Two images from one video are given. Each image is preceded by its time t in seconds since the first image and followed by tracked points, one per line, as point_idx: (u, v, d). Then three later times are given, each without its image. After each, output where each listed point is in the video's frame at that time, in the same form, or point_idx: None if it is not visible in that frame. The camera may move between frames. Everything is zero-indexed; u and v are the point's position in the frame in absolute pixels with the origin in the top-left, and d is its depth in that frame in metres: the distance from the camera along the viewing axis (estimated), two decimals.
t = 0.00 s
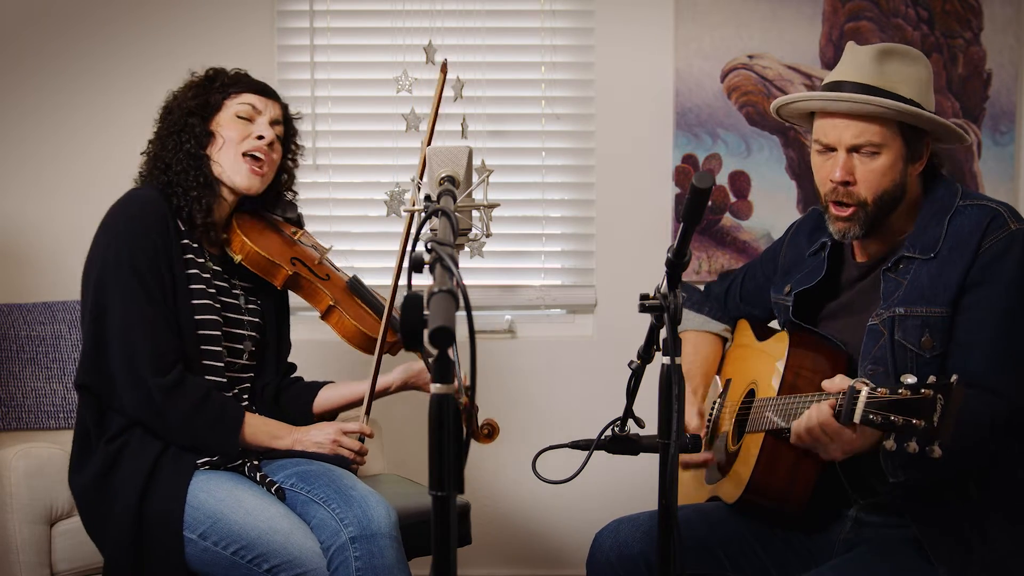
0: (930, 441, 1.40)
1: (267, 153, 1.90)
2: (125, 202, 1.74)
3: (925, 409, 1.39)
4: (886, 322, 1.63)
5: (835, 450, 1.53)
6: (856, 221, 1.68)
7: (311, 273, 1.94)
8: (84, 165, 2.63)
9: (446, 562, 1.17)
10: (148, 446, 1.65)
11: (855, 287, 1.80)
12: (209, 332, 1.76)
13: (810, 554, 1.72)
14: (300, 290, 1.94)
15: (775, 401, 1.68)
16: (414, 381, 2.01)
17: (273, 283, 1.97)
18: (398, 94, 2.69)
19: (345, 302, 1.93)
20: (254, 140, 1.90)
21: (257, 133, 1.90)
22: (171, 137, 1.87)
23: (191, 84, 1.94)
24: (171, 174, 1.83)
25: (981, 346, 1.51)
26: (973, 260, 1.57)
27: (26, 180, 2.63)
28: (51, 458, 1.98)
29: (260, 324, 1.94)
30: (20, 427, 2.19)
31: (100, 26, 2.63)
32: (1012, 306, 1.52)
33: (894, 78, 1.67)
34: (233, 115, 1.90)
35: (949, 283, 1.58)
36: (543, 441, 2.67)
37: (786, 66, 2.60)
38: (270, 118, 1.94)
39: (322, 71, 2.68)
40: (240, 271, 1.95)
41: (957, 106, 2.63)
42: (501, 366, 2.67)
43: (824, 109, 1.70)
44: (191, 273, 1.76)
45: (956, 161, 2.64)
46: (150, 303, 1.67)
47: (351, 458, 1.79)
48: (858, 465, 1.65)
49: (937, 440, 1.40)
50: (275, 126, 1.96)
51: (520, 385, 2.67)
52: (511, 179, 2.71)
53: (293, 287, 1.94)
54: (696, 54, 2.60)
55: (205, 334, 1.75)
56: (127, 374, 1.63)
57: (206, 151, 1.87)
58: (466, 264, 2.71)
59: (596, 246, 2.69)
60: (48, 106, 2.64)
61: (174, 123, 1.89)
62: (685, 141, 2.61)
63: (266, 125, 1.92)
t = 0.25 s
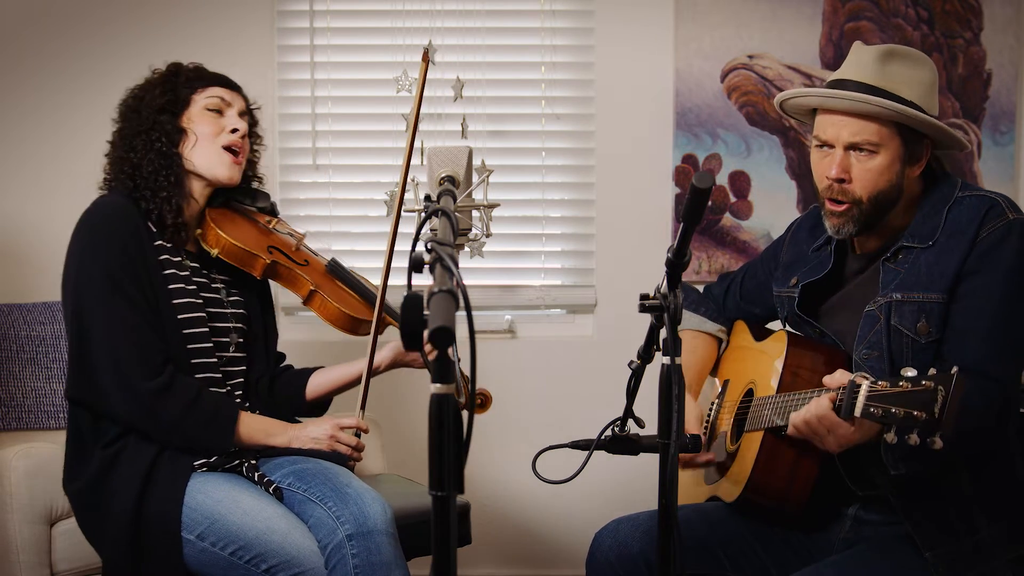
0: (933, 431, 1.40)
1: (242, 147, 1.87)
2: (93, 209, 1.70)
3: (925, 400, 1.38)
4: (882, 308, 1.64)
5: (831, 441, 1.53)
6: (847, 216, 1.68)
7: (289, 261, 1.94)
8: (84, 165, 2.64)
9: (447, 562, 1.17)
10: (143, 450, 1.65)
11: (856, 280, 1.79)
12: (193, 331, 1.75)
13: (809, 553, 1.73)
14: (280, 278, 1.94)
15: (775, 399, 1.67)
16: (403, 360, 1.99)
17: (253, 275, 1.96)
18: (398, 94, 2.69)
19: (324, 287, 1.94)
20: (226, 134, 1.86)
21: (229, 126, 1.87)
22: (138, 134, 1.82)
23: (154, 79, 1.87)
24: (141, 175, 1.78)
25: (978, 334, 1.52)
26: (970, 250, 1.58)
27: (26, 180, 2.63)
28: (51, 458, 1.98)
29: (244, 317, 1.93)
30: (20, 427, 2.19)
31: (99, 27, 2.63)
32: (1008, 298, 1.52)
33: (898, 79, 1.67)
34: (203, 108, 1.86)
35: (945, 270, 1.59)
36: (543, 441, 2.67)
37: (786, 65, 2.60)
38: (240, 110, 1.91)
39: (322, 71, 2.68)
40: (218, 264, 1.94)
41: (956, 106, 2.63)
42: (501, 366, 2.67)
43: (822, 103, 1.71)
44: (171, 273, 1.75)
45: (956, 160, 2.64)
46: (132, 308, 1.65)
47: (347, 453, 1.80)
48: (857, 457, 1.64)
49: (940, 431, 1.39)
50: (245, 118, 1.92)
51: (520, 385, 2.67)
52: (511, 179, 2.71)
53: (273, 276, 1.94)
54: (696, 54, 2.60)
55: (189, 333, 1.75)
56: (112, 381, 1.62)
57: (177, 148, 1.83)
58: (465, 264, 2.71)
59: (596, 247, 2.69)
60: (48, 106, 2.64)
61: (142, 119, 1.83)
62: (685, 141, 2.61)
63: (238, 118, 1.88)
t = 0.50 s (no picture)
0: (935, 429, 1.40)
1: (225, 146, 1.87)
2: (69, 222, 1.69)
3: (929, 397, 1.39)
4: (880, 313, 1.64)
5: (832, 440, 1.52)
6: (841, 207, 1.67)
7: (272, 256, 1.94)
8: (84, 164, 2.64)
9: (447, 562, 1.17)
10: (139, 455, 1.65)
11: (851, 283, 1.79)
12: (180, 333, 1.75)
13: (810, 554, 1.72)
14: (263, 274, 1.94)
15: (775, 400, 1.67)
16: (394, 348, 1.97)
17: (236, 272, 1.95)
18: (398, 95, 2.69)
19: (310, 280, 1.95)
20: (208, 134, 1.85)
21: (210, 127, 1.86)
22: (117, 140, 1.81)
23: (128, 80, 1.86)
24: (120, 182, 1.78)
25: (976, 336, 1.52)
26: (968, 252, 1.58)
27: (26, 180, 2.63)
28: (52, 458, 1.98)
29: (231, 315, 1.92)
30: (20, 428, 2.19)
31: (99, 27, 2.64)
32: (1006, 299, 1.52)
33: (896, 76, 1.67)
34: (182, 109, 1.85)
35: (944, 274, 1.59)
36: (543, 441, 2.67)
37: (786, 66, 2.60)
38: (218, 110, 1.90)
39: (322, 71, 2.68)
40: (201, 263, 1.92)
41: (956, 106, 2.63)
42: (501, 366, 2.67)
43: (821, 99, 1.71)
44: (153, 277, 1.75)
45: (956, 161, 2.64)
46: (116, 316, 1.65)
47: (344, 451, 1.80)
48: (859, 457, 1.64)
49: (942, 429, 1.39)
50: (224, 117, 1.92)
51: (520, 385, 2.67)
52: (510, 179, 2.71)
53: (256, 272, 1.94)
54: (696, 54, 2.61)
55: (175, 335, 1.75)
56: (99, 391, 1.62)
57: (157, 151, 1.82)
58: (465, 264, 2.71)
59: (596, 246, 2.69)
60: (48, 106, 2.64)
61: (119, 124, 1.82)
62: (685, 141, 2.61)
63: (218, 118, 1.87)
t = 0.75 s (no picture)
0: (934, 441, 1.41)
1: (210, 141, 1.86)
2: (60, 228, 1.69)
3: (928, 410, 1.39)
4: (882, 322, 1.63)
5: (829, 447, 1.53)
6: (824, 190, 1.73)
7: (267, 254, 1.94)
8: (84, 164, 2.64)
9: (447, 562, 1.17)
10: (137, 458, 1.65)
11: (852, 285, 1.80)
12: (176, 333, 1.76)
13: (810, 553, 1.73)
14: (258, 271, 1.94)
15: (775, 401, 1.66)
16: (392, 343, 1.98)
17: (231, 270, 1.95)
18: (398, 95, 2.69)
19: (305, 277, 1.95)
20: (191, 131, 1.84)
21: (193, 123, 1.85)
22: (100, 143, 1.80)
23: (108, 83, 1.85)
24: (107, 186, 1.78)
25: (976, 347, 1.52)
26: (971, 261, 1.58)
27: (26, 180, 2.63)
28: (52, 458, 1.98)
29: (226, 311, 1.92)
30: (20, 428, 2.18)
31: (99, 27, 2.63)
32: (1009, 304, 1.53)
33: (900, 66, 1.71)
34: (164, 107, 1.84)
35: (946, 283, 1.59)
36: (543, 441, 2.67)
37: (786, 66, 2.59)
38: (200, 105, 1.89)
39: (322, 71, 2.68)
40: (196, 261, 1.92)
41: (956, 106, 2.63)
42: (501, 366, 2.67)
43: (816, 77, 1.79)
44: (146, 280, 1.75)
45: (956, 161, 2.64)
46: (111, 320, 1.65)
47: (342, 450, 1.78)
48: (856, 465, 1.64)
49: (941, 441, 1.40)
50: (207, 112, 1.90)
51: (520, 385, 2.67)
52: (510, 179, 2.71)
53: (251, 270, 1.94)
54: (696, 54, 2.61)
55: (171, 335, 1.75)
56: (95, 394, 1.62)
57: (142, 152, 1.81)
58: (465, 264, 2.71)
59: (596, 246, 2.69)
60: (48, 106, 2.64)
61: (102, 127, 1.81)
62: (684, 141, 2.61)
63: (200, 114, 1.86)
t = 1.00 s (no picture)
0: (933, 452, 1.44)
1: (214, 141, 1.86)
2: (63, 230, 1.69)
3: (928, 421, 1.42)
4: (885, 324, 1.64)
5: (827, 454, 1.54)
6: (824, 183, 1.73)
7: (269, 256, 1.94)
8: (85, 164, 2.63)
9: (447, 562, 1.17)
10: (138, 461, 1.64)
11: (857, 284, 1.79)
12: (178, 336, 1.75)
13: (810, 554, 1.73)
14: (260, 273, 1.94)
15: (775, 403, 1.67)
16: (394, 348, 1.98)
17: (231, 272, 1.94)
18: (398, 95, 2.69)
19: (307, 280, 1.94)
20: (196, 132, 1.85)
21: (197, 123, 1.85)
22: (105, 143, 1.80)
23: (113, 83, 1.85)
24: (111, 187, 1.78)
25: (978, 355, 1.53)
26: (976, 265, 1.57)
27: (26, 180, 2.63)
28: (52, 458, 1.98)
29: (227, 313, 1.92)
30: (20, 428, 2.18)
31: (99, 27, 2.63)
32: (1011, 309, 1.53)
33: (904, 61, 1.71)
34: (168, 108, 1.85)
35: (950, 288, 1.59)
36: (543, 441, 2.67)
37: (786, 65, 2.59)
38: (204, 106, 1.89)
39: (322, 71, 2.68)
40: (198, 262, 1.92)
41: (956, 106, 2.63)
42: (501, 366, 2.67)
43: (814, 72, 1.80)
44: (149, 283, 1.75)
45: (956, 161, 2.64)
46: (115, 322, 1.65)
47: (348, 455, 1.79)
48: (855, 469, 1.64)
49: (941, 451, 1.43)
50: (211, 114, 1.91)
51: (520, 386, 2.67)
52: (510, 179, 2.71)
53: (253, 272, 1.94)
54: (696, 54, 2.61)
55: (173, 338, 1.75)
56: (97, 397, 1.62)
57: (146, 152, 1.81)
58: (465, 264, 2.71)
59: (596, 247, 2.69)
60: (48, 106, 2.64)
61: (106, 127, 1.81)
62: (684, 141, 2.61)
63: (205, 115, 1.87)
